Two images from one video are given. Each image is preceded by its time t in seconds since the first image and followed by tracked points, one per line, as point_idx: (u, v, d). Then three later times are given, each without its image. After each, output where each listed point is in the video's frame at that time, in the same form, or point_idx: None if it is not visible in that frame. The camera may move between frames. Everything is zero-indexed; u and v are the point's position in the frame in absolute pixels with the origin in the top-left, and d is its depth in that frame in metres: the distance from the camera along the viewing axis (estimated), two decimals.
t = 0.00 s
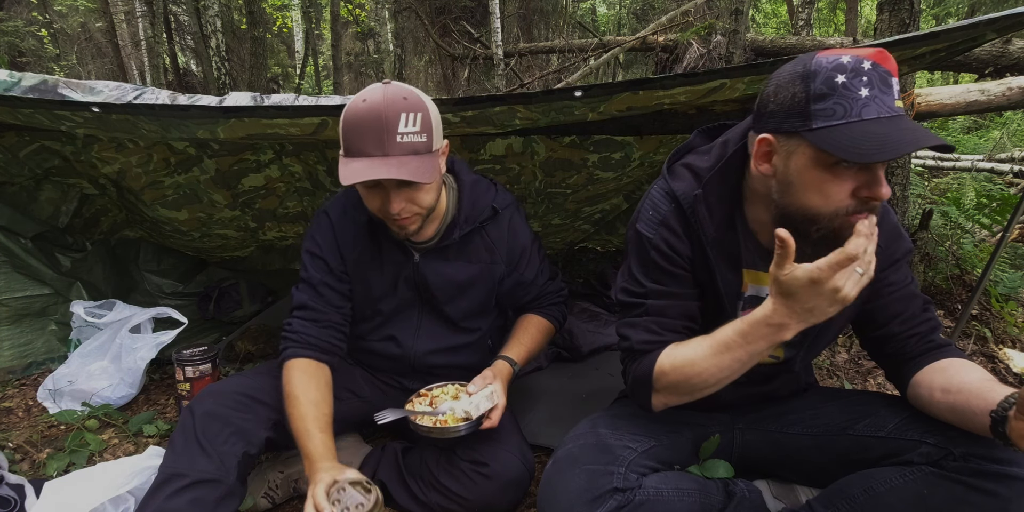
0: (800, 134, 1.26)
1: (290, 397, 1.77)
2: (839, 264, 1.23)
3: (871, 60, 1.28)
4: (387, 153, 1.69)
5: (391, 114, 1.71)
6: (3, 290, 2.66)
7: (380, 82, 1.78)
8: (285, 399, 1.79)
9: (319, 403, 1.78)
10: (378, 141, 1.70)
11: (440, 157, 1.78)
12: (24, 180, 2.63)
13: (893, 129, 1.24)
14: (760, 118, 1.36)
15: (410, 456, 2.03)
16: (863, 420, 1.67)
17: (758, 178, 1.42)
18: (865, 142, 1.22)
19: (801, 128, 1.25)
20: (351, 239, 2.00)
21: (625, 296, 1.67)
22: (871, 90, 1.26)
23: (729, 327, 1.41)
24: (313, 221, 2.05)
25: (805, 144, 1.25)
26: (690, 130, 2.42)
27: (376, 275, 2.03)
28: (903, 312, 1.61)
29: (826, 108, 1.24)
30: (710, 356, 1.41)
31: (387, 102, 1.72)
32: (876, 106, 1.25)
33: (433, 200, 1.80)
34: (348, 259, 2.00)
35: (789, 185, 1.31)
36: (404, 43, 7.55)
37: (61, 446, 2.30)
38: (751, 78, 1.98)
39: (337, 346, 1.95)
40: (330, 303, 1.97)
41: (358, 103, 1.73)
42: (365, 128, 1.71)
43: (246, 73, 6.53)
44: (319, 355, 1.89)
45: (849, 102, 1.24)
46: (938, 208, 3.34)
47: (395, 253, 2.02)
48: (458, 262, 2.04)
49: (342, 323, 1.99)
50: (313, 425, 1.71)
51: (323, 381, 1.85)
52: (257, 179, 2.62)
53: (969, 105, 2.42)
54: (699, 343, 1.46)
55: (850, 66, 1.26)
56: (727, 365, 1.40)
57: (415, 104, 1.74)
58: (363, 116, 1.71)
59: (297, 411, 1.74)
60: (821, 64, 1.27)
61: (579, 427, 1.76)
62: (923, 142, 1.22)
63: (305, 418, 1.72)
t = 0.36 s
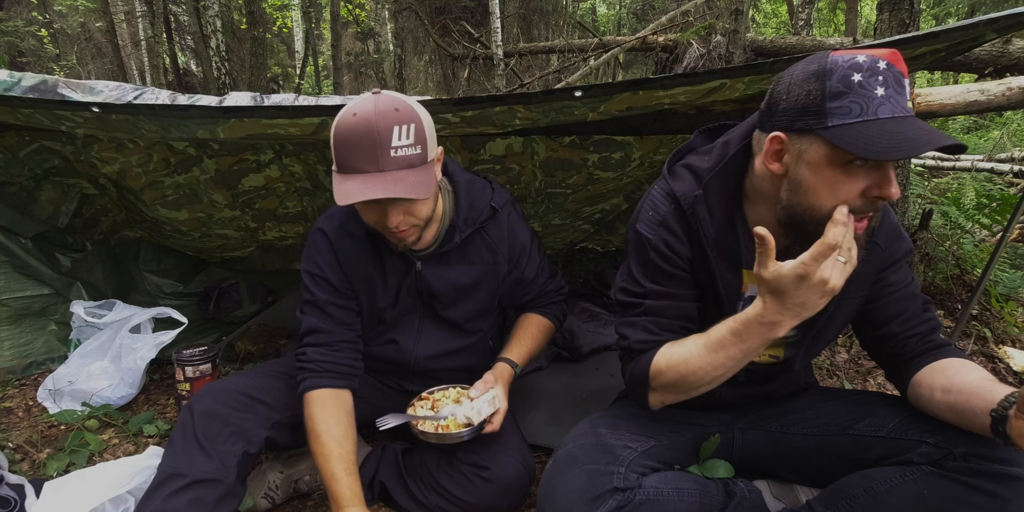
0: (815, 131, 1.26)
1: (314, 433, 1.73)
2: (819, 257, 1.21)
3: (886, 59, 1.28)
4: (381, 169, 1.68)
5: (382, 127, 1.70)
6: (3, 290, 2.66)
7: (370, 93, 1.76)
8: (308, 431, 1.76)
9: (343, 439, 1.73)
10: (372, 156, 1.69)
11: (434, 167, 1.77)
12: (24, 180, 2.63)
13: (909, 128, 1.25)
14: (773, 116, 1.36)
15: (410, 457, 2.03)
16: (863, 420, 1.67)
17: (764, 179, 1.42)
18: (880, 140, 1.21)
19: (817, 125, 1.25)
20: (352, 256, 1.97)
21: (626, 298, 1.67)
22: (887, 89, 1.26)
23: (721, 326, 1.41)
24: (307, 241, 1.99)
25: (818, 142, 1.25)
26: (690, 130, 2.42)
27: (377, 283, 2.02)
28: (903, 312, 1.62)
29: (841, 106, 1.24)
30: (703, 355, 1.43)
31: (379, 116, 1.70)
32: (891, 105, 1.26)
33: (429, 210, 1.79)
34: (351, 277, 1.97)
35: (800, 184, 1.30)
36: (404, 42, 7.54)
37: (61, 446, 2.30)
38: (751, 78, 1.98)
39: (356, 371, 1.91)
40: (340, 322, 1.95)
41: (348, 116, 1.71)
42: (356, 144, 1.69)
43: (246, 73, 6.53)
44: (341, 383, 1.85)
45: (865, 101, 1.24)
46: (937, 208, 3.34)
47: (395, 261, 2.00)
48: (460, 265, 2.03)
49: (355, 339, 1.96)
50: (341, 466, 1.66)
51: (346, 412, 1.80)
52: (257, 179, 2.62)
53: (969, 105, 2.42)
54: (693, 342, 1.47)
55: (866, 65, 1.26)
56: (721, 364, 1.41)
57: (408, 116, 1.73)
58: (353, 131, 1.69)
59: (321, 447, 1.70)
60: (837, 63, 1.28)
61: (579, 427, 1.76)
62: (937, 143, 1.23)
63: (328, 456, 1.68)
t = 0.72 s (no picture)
0: (815, 126, 1.26)
1: (312, 439, 1.74)
2: (822, 264, 1.21)
3: (888, 57, 1.29)
4: (380, 179, 1.68)
5: (381, 138, 1.69)
6: (3, 290, 2.66)
7: (369, 100, 1.76)
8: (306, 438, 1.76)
9: (341, 445, 1.74)
10: (371, 166, 1.69)
11: (434, 177, 1.77)
12: (24, 180, 2.63)
13: (911, 124, 1.24)
14: (773, 113, 1.36)
15: (410, 458, 2.03)
16: (863, 420, 1.67)
17: (762, 176, 1.41)
18: (882, 136, 1.21)
19: (818, 121, 1.25)
20: (349, 259, 1.96)
21: (627, 298, 1.67)
22: (888, 85, 1.26)
23: (724, 328, 1.41)
24: (306, 241, 1.99)
25: (818, 136, 1.25)
26: (690, 130, 2.42)
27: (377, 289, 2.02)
28: (903, 312, 1.62)
29: (842, 101, 1.24)
30: (704, 355, 1.43)
31: (378, 125, 1.70)
32: (892, 102, 1.26)
33: (428, 219, 1.79)
34: (348, 280, 1.97)
35: (799, 180, 1.30)
36: (404, 42, 7.53)
37: (61, 446, 2.30)
38: (751, 78, 1.98)
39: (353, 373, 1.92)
40: (339, 326, 1.96)
41: (347, 124, 1.70)
42: (355, 154, 1.69)
43: (246, 73, 6.53)
44: (337, 386, 1.86)
45: (866, 97, 1.24)
46: (937, 208, 3.33)
47: (394, 267, 2.00)
48: (459, 273, 2.03)
49: (353, 342, 1.96)
50: (341, 476, 1.66)
51: (344, 417, 1.82)
52: (257, 179, 2.62)
53: (969, 105, 2.42)
54: (696, 341, 1.47)
55: (867, 62, 1.27)
56: (721, 366, 1.41)
57: (407, 125, 1.72)
58: (352, 137, 1.69)
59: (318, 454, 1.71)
60: (839, 59, 1.28)
61: (579, 427, 1.76)
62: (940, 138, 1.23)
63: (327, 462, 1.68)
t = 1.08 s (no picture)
0: (811, 137, 1.26)
1: (310, 432, 1.73)
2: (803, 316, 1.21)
3: (901, 79, 1.25)
4: (387, 170, 1.68)
5: (389, 129, 1.69)
6: (3, 290, 2.66)
7: (377, 92, 1.75)
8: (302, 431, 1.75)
9: (337, 439, 1.74)
10: (378, 158, 1.68)
11: (441, 169, 1.77)
12: (24, 180, 2.63)
13: (905, 154, 1.23)
14: (778, 112, 1.36)
15: (410, 458, 2.03)
16: (863, 420, 1.67)
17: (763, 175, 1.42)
18: (869, 160, 1.21)
19: (814, 131, 1.26)
20: (351, 253, 1.96)
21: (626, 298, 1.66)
22: (892, 109, 1.24)
23: (704, 347, 1.46)
24: (308, 235, 1.99)
25: (813, 147, 1.25)
26: (690, 130, 2.42)
27: (379, 288, 2.02)
28: (903, 312, 1.62)
29: (841, 117, 1.23)
30: (677, 367, 1.49)
31: (385, 116, 1.70)
32: (891, 127, 1.23)
33: (433, 212, 1.79)
34: (349, 275, 1.96)
35: (788, 186, 1.31)
36: (404, 42, 7.52)
37: (61, 446, 2.30)
38: (752, 78, 1.98)
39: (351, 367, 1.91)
40: (339, 321, 1.94)
41: (355, 116, 1.70)
42: (362, 145, 1.68)
43: (246, 73, 6.52)
44: (332, 382, 1.84)
45: (866, 117, 1.23)
46: (937, 208, 3.33)
47: (396, 262, 2.00)
48: (461, 269, 2.03)
49: (352, 338, 1.96)
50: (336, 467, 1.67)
51: (340, 411, 1.81)
52: (257, 179, 2.62)
53: (969, 105, 2.42)
54: (679, 351, 1.52)
55: (878, 80, 1.24)
56: (690, 380, 1.48)
57: (414, 118, 1.72)
58: (360, 129, 1.69)
59: (313, 447, 1.70)
60: (851, 72, 1.26)
61: (579, 427, 1.76)
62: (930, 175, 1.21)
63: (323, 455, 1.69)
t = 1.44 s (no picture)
0: (800, 141, 1.27)
1: (275, 384, 1.83)
2: None
3: (893, 89, 1.23)
4: (407, 160, 1.73)
5: (409, 118, 1.74)
6: (3, 290, 2.66)
7: (392, 84, 1.80)
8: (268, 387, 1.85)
9: (301, 390, 1.83)
10: (398, 148, 1.73)
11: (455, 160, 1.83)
12: (24, 180, 2.63)
13: (888, 165, 1.22)
14: (771, 112, 1.37)
15: (410, 457, 2.03)
16: (863, 419, 1.67)
17: (756, 175, 1.43)
18: (851, 170, 1.21)
19: (802, 136, 1.26)
20: (350, 238, 1.99)
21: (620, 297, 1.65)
22: (881, 119, 1.23)
23: (694, 471, 1.40)
24: (315, 217, 2.05)
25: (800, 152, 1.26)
26: (690, 130, 2.42)
27: (377, 277, 2.04)
28: (902, 311, 1.62)
29: (830, 124, 1.23)
30: (658, 460, 1.44)
31: (404, 108, 1.74)
32: (878, 137, 1.23)
33: (446, 203, 1.84)
34: (346, 258, 1.99)
35: (774, 186, 1.32)
36: (404, 43, 7.37)
37: (61, 446, 2.30)
38: (752, 78, 1.98)
39: (324, 338, 1.99)
40: (321, 301, 1.99)
41: (373, 107, 1.74)
42: (382, 134, 1.73)
43: (246, 73, 6.52)
44: (302, 344, 1.93)
45: (853, 125, 1.23)
46: (938, 208, 3.33)
47: (396, 253, 2.02)
48: (461, 264, 2.04)
49: (330, 319, 2.02)
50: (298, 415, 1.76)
51: (307, 369, 1.90)
52: (257, 179, 2.62)
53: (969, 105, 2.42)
54: (677, 448, 1.45)
55: (869, 89, 1.23)
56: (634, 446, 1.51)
57: (432, 109, 1.78)
58: (379, 121, 1.73)
59: (276, 397, 1.80)
60: (844, 78, 1.25)
61: (579, 427, 1.76)
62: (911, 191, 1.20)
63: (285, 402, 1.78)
